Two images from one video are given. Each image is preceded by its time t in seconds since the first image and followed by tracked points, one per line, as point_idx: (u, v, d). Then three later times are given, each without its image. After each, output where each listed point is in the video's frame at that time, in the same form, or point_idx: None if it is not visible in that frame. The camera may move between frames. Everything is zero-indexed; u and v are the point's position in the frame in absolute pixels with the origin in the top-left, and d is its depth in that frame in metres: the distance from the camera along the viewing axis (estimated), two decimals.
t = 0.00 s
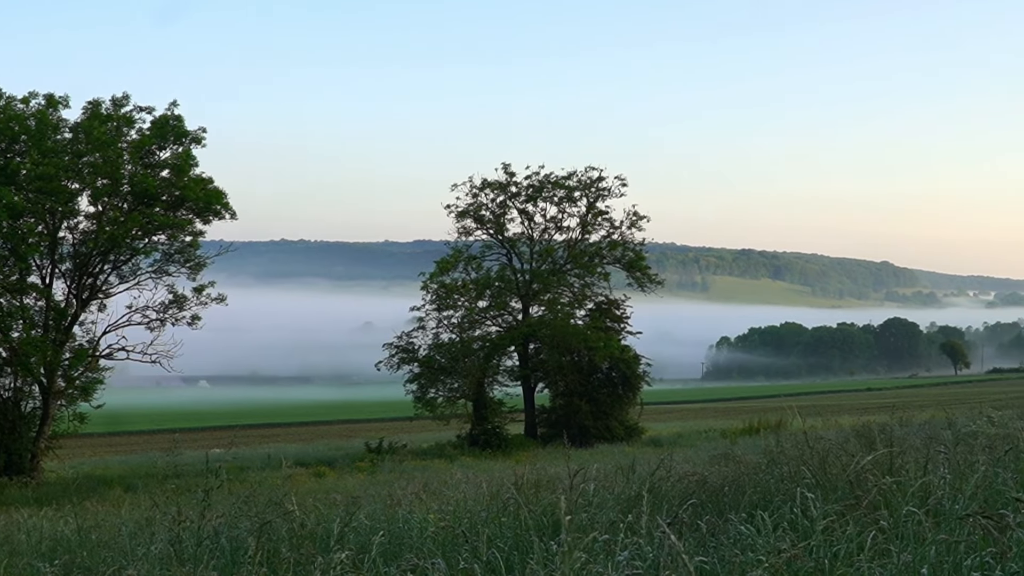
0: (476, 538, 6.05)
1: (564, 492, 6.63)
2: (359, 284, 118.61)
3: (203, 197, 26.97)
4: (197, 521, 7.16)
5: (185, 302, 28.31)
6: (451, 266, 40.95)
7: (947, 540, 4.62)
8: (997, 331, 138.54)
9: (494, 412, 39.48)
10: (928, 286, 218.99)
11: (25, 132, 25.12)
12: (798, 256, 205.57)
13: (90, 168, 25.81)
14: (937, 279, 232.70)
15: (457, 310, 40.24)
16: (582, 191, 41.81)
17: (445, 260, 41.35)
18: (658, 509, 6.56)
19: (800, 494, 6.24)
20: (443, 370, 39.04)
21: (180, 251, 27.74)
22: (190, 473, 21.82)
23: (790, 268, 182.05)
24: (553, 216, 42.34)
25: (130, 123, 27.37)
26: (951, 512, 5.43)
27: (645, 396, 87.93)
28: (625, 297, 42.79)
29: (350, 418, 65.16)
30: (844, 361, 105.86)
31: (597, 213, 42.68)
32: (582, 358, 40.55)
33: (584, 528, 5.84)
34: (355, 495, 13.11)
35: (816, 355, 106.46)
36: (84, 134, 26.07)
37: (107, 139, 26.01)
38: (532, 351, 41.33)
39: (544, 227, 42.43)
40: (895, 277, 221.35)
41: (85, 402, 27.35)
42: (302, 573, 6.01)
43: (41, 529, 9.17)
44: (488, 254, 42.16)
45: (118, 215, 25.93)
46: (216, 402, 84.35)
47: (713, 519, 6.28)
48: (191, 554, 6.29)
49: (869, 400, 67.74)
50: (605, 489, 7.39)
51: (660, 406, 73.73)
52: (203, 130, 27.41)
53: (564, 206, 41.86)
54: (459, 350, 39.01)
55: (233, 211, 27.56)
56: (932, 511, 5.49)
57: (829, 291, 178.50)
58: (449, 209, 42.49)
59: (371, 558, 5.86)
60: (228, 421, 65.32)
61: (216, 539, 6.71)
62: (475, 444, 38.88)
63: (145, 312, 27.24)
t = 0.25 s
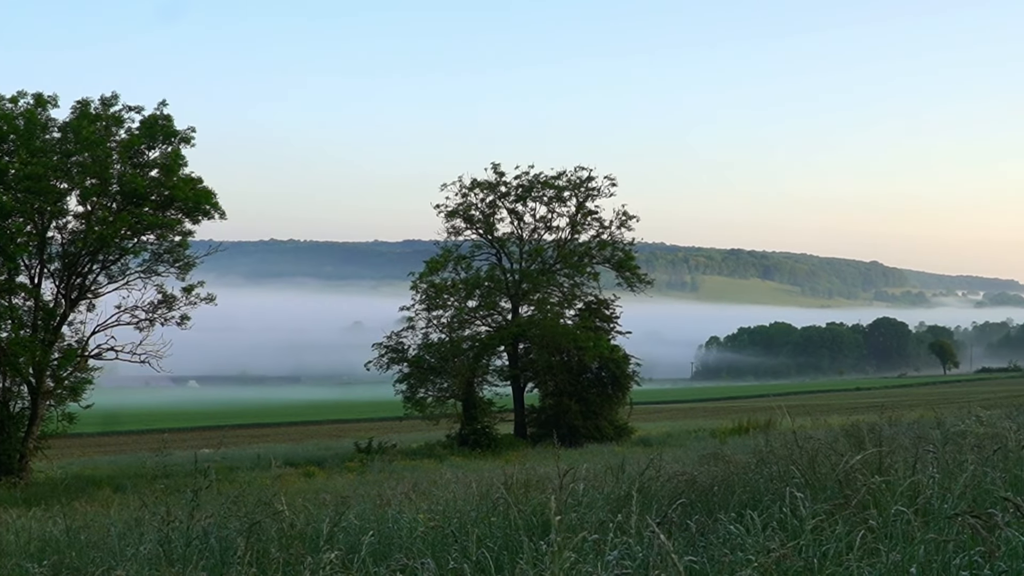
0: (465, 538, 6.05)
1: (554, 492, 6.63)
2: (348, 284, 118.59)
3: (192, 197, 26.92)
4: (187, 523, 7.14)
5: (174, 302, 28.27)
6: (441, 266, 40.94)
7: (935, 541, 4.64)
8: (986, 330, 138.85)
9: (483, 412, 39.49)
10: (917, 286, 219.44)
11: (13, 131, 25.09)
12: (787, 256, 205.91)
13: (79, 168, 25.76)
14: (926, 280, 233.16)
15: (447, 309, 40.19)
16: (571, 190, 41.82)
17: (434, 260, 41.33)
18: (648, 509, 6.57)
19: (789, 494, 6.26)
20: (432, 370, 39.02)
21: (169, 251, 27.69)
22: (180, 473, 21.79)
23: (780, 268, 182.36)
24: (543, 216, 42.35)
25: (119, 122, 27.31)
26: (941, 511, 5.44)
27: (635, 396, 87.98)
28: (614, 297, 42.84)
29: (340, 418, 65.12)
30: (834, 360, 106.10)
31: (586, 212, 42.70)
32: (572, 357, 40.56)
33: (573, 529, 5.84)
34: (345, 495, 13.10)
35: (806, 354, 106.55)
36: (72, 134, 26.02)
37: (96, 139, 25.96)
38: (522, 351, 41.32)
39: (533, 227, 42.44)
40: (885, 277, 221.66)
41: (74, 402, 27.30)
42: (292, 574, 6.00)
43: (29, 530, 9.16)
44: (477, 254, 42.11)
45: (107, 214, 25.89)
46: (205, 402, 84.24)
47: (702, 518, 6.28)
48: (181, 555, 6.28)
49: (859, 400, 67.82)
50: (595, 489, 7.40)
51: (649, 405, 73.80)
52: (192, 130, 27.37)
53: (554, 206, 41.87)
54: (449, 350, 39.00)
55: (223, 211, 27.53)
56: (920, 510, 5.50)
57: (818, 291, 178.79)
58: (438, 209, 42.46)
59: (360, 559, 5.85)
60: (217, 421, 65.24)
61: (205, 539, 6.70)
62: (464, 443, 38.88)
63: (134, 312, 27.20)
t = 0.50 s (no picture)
0: (454, 538, 6.05)
1: (543, 492, 6.62)
2: (337, 284, 118.52)
3: (181, 197, 26.86)
4: (175, 523, 7.12)
5: (163, 302, 28.22)
6: (430, 266, 40.94)
7: (923, 539, 4.64)
8: (973, 330, 139.19)
9: (472, 412, 39.49)
10: (904, 286, 219.89)
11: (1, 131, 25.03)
12: (775, 256, 206.20)
13: (67, 167, 25.70)
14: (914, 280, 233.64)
15: (436, 309, 40.16)
16: (560, 190, 41.83)
17: (423, 259, 41.30)
18: (636, 509, 6.58)
19: (778, 493, 6.26)
20: (421, 370, 38.99)
21: (157, 251, 27.63)
22: (168, 473, 21.76)
23: (768, 268, 182.59)
24: (531, 215, 42.35)
25: (107, 122, 27.25)
26: (929, 510, 5.45)
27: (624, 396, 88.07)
28: (603, 297, 42.88)
29: (329, 418, 65.06)
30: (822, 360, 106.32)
31: (575, 212, 42.72)
32: (560, 357, 40.57)
33: (561, 528, 5.85)
34: (333, 495, 13.09)
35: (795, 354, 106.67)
36: (61, 133, 25.95)
37: (84, 138, 25.89)
38: (511, 351, 41.31)
39: (522, 226, 42.44)
40: (873, 277, 222.12)
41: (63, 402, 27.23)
42: (281, 574, 6.00)
43: (17, 530, 9.14)
44: (466, 254, 42.09)
45: (95, 214, 25.83)
46: (193, 402, 84.11)
47: (690, 518, 6.28)
48: (169, 555, 6.27)
49: (847, 400, 67.94)
50: (584, 488, 7.40)
51: (637, 405, 73.84)
52: (181, 129, 27.31)
53: (543, 206, 41.88)
54: (438, 350, 38.97)
55: (212, 211, 27.48)
56: (908, 508, 5.52)
57: (806, 291, 179.08)
58: (427, 209, 42.44)
59: (350, 558, 5.85)
60: (205, 421, 65.15)
61: (193, 540, 6.69)
62: (453, 444, 38.87)
63: (122, 312, 27.14)
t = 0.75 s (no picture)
0: (444, 537, 6.05)
1: (531, 491, 6.63)
2: (326, 284, 118.39)
3: (168, 196, 26.80)
4: (162, 523, 7.11)
5: (150, 301, 28.16)
6: (418, 266, 40.97)
7: (910, 539, 4.65)
8: (961, 330, 139.46)
9: (460, 412, 39.50)
10: (892, 285, 220.24)
11: None
12: (763, 256, 206.38)
13: (54, 167, 25.66)
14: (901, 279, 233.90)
15: (424, 309, 40.13)
16: (548, 190, 41.83)
17: (411, 259, 41.26)
18: (625, 508, 6.58)
19: (766, 492, 6.29)
20: (409, 369, 38.97)
21: (145, 250, 27.57)
22: (157, 473, 21.72)
23: (755, 268, 182.79)
24: (519, 215, 42.35)
25: (95, 121, 27.18)
26: (916, 508, 5.47)
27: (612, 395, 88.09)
28: (591, 297, 42.90)
29: (318, 418, 64.99)
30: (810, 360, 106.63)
31: (563, 212, 42.73)
32: (549, 357, 40.56)
33: (548, 528, 5.84)
34: (321, 495, 13.08)
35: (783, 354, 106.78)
36: (48, 133, 25.87)
37: (71, 138, 25.84)
38: (499, 351, 41.29)
39: (509, 226, 42.45)
40: (860, 276, 222.46)
41: (50, 403, 27.15)
42: (268, 575, 5.99)
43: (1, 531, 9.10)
44: (454, 254, 42.06)
45: (82, 213, 25.76)
46: (180, 403, 83.99)
47: (678, 517, 6.29)
48: (157, 556, 6.26)
49: (834, 399, 67.95)
50: (572, 488, 7.40)
51: (625, 405, 73.82)
52: (169, 129, 27.24)
53: (530, 206, 41.90)
54: (426, 350, 38.95)
55: (199, 211, 27.44)
56: (896, 508, 5.53)
57: (794, 291, 179.30)
58: (415, 209, 42.40)
59: (338, 558, 5.86)
60: (192, 421, 65.02)
61: (182, 541, 6.66)
62: (441, 443, 38.85)
63: (110, 312, 27.05)
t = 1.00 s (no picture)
0: (432, 538, 6.05)
1: (520, 491, 6.63)
2: (314, 284, 118.31)
3: (156, 196, 26.75)
4: (151, 523, 7.09)
5: (138, 301, 28.11)
6: (406, 266, 40.95)
7: (898, 537, 4.66)
8: (949, 329, 139.77)
9: (448, 412, 39.48)
10: (880, 285, 220.67)
11: None
12: (751, 256, 206.63)
13: (42, 166, 25.60)
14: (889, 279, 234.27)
15: (413, 309, 40.10)
16: (537, 190, 41.85)
17: (399, 259, 41.23)
18: (613, 507, 6.59)
19: (755, 492, 6.30)
20: (398, 370, 38.93)
21: (133, 250, 27.50)
22: (146, 473, 21.71)
23: (743, 267, 183.04)
24: (508, 215, 42.36)
25: (83, 121, 27.12)
26: (903, 508, 5.48)
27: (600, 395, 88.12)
28: (580, 297, 42.92)
29: (307, 418, 64.95)
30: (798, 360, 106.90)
31: (552, 212, 42.75)
32: (537, 357, 40.57)
33: (536, 528, 5.84)
34: (310, 495, 13.07)
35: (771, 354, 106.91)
36: (35, 132, 25.82)
37: (59, 138, 25.79)
38: (488, 351, 41.28)
39: (498, 226, 42.45)
40: (848, 276, 222.86)
41: (37, 403, 27.08)
42: (257, 575, 5.97)
43: None
44: (443, 253, 42.05)
45: (70, 213, 25.71)
46: (169, 403, 83.86)
47: (667, 517, 6.30)
48: (145, 557, 6.25)
49: (823, 399, 68.02)
50: (561, 487, 7.40)
51: (614, 404, 73.86)
52: (157, 128, 27.20)
53: (519, 205, 41.90)
54: (415, 350, 38.93)
55: (188, 211, 27.39)
56: (883, 507, 5.55)
57: (782, 291, 179.55)
58: (403, 209, 42.38)
59: (326, 559, 5.85)
60: (180, 422, 64.91)
61: (169, 541, 6.65)
62: (430, 443, 38.86)
63: (98, 312, 27.00)
